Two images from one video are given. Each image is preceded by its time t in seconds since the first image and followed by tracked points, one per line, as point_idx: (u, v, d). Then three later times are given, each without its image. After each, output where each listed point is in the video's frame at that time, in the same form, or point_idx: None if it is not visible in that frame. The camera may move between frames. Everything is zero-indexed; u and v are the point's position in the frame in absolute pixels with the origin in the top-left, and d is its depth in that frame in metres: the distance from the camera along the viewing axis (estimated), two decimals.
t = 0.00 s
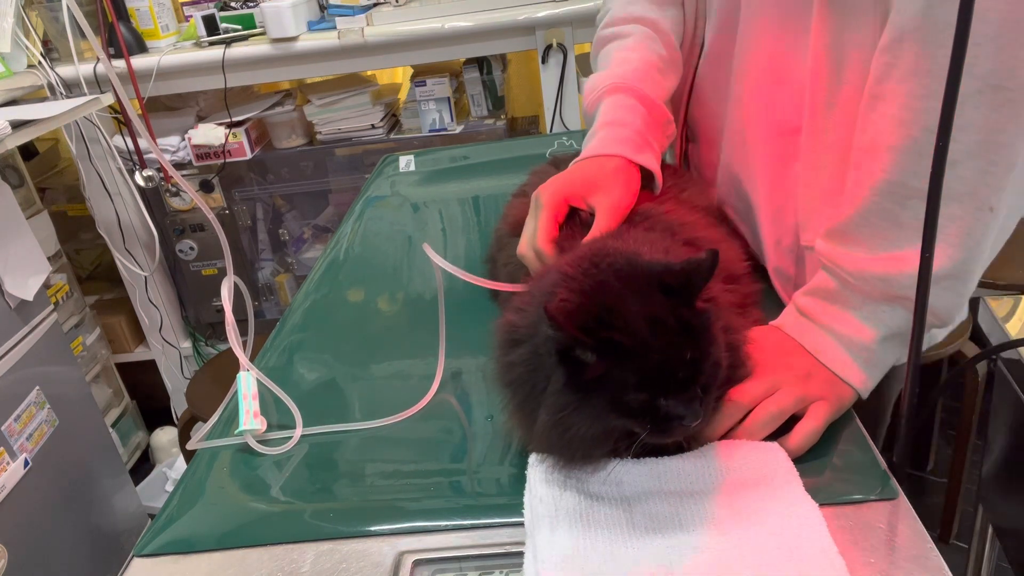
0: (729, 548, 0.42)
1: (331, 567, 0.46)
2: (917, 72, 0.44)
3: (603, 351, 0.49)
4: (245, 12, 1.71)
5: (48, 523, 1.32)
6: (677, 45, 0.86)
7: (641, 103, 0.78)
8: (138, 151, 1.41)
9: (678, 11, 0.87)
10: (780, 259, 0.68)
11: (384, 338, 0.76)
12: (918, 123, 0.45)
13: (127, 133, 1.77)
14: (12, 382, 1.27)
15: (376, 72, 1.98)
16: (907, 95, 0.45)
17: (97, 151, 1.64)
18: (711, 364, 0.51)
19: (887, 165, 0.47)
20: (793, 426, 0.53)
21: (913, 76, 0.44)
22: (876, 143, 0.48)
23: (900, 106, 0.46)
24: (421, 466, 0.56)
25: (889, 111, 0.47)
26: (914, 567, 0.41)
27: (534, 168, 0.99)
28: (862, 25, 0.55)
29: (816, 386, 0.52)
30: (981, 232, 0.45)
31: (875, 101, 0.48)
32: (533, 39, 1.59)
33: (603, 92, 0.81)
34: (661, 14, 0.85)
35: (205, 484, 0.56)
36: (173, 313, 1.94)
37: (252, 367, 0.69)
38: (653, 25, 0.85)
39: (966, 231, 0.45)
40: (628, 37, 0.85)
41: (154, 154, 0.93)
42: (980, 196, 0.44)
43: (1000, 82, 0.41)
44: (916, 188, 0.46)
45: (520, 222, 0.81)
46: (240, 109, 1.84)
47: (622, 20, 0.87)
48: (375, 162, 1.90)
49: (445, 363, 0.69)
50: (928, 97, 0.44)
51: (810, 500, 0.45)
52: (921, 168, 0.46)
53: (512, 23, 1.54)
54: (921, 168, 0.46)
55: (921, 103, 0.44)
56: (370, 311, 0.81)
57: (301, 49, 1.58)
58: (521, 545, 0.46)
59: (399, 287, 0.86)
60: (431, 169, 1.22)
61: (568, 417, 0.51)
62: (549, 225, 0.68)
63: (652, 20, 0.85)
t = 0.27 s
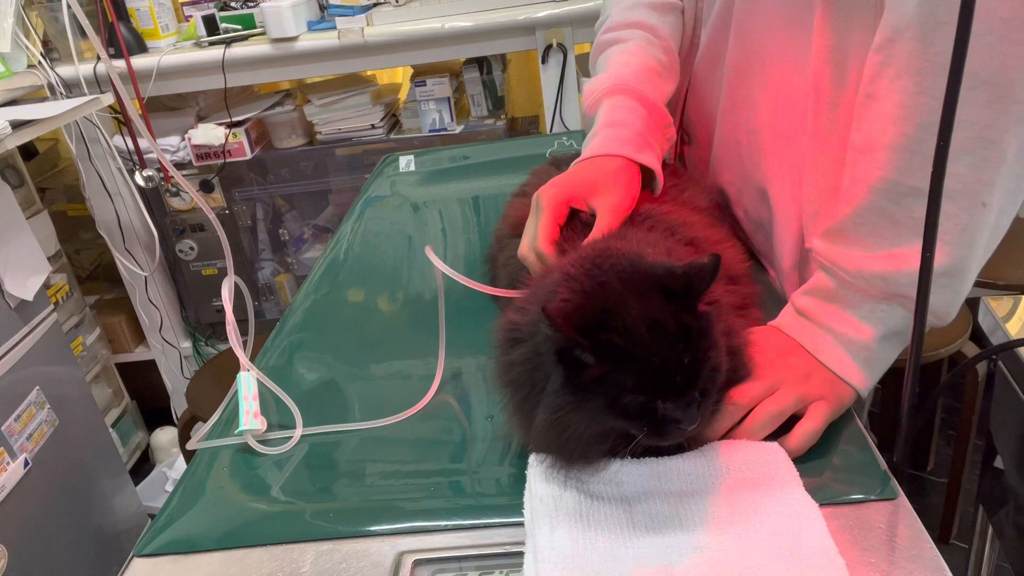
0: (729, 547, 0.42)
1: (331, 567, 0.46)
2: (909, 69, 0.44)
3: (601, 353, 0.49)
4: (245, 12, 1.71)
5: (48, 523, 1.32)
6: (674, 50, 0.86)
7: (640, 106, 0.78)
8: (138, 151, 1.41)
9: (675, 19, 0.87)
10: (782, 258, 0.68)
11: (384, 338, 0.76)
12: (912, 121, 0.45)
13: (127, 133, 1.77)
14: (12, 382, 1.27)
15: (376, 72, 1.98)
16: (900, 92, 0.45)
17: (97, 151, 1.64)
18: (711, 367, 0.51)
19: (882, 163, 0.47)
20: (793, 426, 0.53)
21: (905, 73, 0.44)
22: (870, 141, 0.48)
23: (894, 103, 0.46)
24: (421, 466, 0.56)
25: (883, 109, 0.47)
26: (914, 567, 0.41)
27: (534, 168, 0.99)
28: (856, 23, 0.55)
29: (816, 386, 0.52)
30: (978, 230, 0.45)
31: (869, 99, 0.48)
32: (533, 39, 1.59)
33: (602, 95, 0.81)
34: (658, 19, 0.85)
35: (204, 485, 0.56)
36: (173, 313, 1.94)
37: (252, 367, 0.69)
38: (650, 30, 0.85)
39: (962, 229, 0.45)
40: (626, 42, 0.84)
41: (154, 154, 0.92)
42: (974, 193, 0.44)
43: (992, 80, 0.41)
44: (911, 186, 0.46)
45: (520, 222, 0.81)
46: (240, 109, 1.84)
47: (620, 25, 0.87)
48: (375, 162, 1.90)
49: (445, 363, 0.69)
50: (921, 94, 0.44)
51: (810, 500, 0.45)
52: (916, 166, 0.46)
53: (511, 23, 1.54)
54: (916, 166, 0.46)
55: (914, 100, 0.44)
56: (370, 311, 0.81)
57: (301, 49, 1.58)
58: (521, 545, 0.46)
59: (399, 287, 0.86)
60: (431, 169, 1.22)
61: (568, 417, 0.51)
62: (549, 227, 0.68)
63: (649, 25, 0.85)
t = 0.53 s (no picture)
0: (729, 547, 0.42)
1: (331, 567, 0.46)
2: (904, 66, 0.44)
3: (600, 353, 0.49)
4: (245, 12, 1.71)
5: (49, 523, 1.32)
6: (671, 50, 0.86)
7: (639, 106, 0.78)
8: (138, 151, 1.42)
9: (673, 19, 0.87)
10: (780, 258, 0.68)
11: (384, 338, 0.76)
12: (908, 118, 0.45)
13: (127, 133, 1.77)
14: (12, 382, 1.27)
15: (376, 72, 1.98)
16: (895, 90, 0.45)
17: (97, 151, 1.64)
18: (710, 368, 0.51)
19: (878, 161, 0.47)
20: (792, 426, 0.53)
21: (901, 70, 0.45)
22: (866, 139, 0.48)
23: (890, 101, 0.46)
24: (421, 466, 0.56)
25: (878, 107, 0.47)
26: (914, 566, 0.41)
27: (534, 168, 0.99)
28: (853, 21, 0.55)
29: (816, 386, 0.51)
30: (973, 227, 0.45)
31: (866, 97, 0.48)
32: (533, 39, 1.59)
33: (601, 95, 0.81)
34: (655, 20, 0.85)
35: (204, 484, 0.56)
36: (173, 313, 1.94)
37: (252, 367, 0.69)
38: (649, 30, 0.84)
39: (959, 226, 0.45)
40: (624, 43, 0.84)
41: (154, 154, 0.92)
42: (970, 190, 0.44)
43: (986, 76, 0.41)
44: (907, 183, 0.46)
45: (520, 222, 0.81)
46: (240, 109, 1.84)
47: (618, 25, 0.87)
48: (375, 163, 1.90)
49: (445, 363, 0.69)
50: (917, 92, 0.44)
51: (810, 499, 0.45)
52: (912, 163, 0.46)
53: (512, 23, 1.54)
54: (913, 164, 0.46)
55: (909, 97, 0.45)
56: (370, 311, 0.81)
57: (301, 49, 1.58)
58: (521, 545, 0.46)
59: (399, 287, 0.86)
60: (431, 169, 1.22)
61: (566, 415, 0.50)
62: (549, 227, 0.68)
63: (647, 25, 0.84)
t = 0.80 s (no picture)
0: (729, 548, 0.42)
1: (331, 567, 0.46)
2: (901, 62, 0.44)
3: (599, 353, 0.49)
4: (245, 12, 1.71)
5: (49, 524, 1.32)
6: (671, 50, 0.85)
7: (640, 105, 0.78)
8: (138, 151, 1.42)
9: (671, 21, 0.86)
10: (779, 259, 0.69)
11: (385, 338, 0.76)
12: (905, 114, 0.45)
13: (127, 133, 1.77)
14: (12, 382, 1.27)
15: (376, 72, 1.98)
16: (892, 86, 0.45)
17: (97, 151, 1.64)
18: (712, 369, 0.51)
19: (876, 157, 0.47)
20: (792, 426, 0.53)
21: (898, 66, 0.45)
22: (864, 135, 0.48)
23: (887, 97, 0.46)
24: (421, 466, 0.56)
25: (875, 103, 0.47)
26: (914, 566, 0.41)
27: (534, 168, 0.99)
28: (851, 18, 0.55)
29: (816, 385, 0.51)
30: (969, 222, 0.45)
31: (863, 93, 0.48)
32: (533, 39, 1.59)
33: (602, 95, 0.81)
34: (654, 21, 0.85)
35: (204, 485, 0.56)
36: (173, 313, 1.94)
37: (253, 367, 0.69)
38: (648, 31, 0.85)
39: (956, 223, 0.45)
40: (624, 43, 0.84)
41: (154, 155, 0.92)
42: (967, 186, 0.44)
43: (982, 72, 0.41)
44: (905, 180, 0.46)
45: (520, 223, 0.81)
46: (240, 109, 1.84)
47: (618, 26, 0.86)
48: (375, 163, 1.90)
49: (445, 363, 0.69)
50: (914, 87, 0.44)
51: (810, 499, 0.45)
52: (909, 159, 0.46)
53: (512, 23, 1.54)
54: (910, 160, 0.46)
55: (906, 92, 0.45)
56: (371, 311, 0.81)
57: (301, 49, 1.58)
58: (521, 545, 0.46)
59: (399, 287, 0.86)
60: (431, 169, 1.22)
61: (565, 413, 0.50)
62: (552, 227, 0.68)
63: (646, 26, 0.85)
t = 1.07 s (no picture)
0: (729, 547, 0.42)
1: (330, 567, 0.46)
2: (895, 59, 0.44)
3: (598, 353, 0.49)
4: (245, 12, 1.71)
5: (49, 524, 1.32)
6: (669, 49, 0.85)
7: (639, 105, 0.78)
8: (138, 150, 1.41)
9: (668, 21, 0.86)
10: (786, 257, 0.69)
11: (385, 338, 0.76)
12: (899, 111, 0.45)
13: (127, 133, 1.77)
14: (12, 382, 1.27)
15: (376, 72, 1.98)
16: (887, 83, 0.45)
17: (97, 151, 1.64)
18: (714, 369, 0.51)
19: (872, 155, 0.47)
20: (792, 425, 0.53)
21: (892, 63, 0.45)
22: (859, 133, 0.48)
23: (883, 94, 0.46)
24: (421, 466, 0.56)
25: (870, 100, 0.47)
26: (914, 566, 0.41)
27: (533, 168, 0.99)
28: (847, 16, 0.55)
29: (815, 385, 0.51)
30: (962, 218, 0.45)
31: (859, 91, 0.48)
32: (533, 39, 1.59)
33: (601, 93, 0.81)
34: (651, 20, 0.85)
35: (204, 485, 0.56)
36: (173, 313, 1.94)
37: (252, 367, 0.69)
38: (645, 30, 0.84)
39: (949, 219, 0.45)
40: (621, 43, 0.84)
41: (154, 155, 0.92)
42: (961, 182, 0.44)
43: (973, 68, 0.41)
44: (899, 177, 0.46)
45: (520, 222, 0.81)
46: (240, 109, 1.84)
47: (616, 25, 0.87)
48: (375, 163, 1.90)
49: (445, 363, 0.69)
50: (908, 84, 0.44)
51: (810, 499, 0.45)
52: (904, 156, 0.46)
53: (511, 23, 1.54)
54: (905, 157, 0.46)
55: (900, 89, 0.45)
56: (371, 311, 0.81)
57: (301, 49, 1.58)
58: (521, 545, 0.46)
59: (399, 286, 0.86)
60: (431, 169, 1.22)
61: (564, 413, 0.50)
62: (550, 226, 0.68)
63: (644, 25, 0.84)
